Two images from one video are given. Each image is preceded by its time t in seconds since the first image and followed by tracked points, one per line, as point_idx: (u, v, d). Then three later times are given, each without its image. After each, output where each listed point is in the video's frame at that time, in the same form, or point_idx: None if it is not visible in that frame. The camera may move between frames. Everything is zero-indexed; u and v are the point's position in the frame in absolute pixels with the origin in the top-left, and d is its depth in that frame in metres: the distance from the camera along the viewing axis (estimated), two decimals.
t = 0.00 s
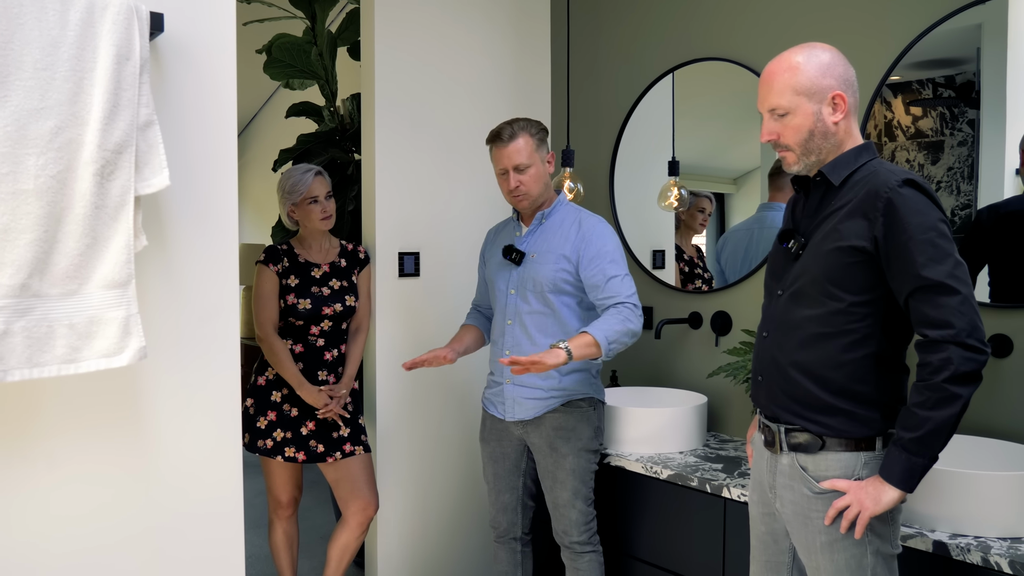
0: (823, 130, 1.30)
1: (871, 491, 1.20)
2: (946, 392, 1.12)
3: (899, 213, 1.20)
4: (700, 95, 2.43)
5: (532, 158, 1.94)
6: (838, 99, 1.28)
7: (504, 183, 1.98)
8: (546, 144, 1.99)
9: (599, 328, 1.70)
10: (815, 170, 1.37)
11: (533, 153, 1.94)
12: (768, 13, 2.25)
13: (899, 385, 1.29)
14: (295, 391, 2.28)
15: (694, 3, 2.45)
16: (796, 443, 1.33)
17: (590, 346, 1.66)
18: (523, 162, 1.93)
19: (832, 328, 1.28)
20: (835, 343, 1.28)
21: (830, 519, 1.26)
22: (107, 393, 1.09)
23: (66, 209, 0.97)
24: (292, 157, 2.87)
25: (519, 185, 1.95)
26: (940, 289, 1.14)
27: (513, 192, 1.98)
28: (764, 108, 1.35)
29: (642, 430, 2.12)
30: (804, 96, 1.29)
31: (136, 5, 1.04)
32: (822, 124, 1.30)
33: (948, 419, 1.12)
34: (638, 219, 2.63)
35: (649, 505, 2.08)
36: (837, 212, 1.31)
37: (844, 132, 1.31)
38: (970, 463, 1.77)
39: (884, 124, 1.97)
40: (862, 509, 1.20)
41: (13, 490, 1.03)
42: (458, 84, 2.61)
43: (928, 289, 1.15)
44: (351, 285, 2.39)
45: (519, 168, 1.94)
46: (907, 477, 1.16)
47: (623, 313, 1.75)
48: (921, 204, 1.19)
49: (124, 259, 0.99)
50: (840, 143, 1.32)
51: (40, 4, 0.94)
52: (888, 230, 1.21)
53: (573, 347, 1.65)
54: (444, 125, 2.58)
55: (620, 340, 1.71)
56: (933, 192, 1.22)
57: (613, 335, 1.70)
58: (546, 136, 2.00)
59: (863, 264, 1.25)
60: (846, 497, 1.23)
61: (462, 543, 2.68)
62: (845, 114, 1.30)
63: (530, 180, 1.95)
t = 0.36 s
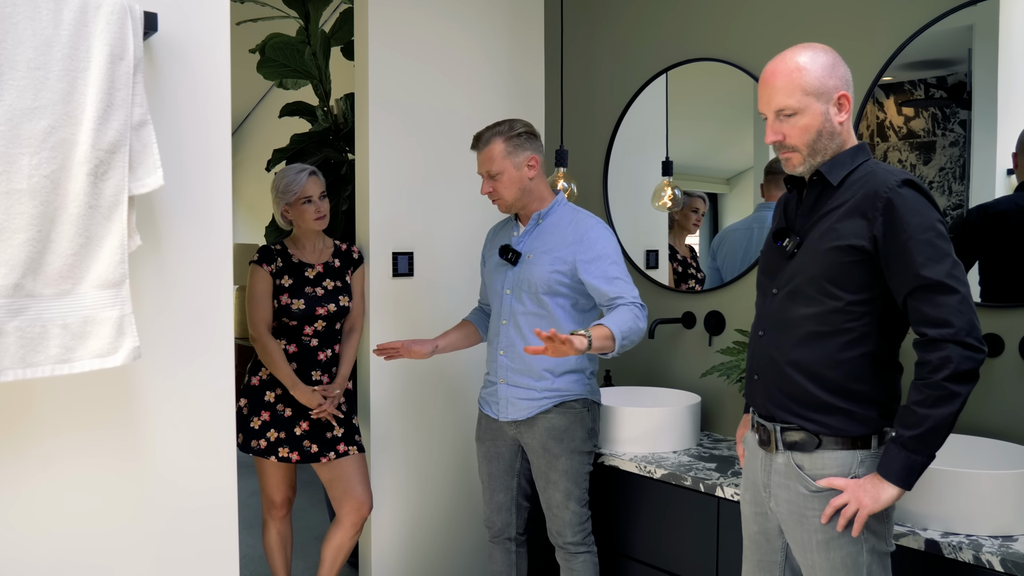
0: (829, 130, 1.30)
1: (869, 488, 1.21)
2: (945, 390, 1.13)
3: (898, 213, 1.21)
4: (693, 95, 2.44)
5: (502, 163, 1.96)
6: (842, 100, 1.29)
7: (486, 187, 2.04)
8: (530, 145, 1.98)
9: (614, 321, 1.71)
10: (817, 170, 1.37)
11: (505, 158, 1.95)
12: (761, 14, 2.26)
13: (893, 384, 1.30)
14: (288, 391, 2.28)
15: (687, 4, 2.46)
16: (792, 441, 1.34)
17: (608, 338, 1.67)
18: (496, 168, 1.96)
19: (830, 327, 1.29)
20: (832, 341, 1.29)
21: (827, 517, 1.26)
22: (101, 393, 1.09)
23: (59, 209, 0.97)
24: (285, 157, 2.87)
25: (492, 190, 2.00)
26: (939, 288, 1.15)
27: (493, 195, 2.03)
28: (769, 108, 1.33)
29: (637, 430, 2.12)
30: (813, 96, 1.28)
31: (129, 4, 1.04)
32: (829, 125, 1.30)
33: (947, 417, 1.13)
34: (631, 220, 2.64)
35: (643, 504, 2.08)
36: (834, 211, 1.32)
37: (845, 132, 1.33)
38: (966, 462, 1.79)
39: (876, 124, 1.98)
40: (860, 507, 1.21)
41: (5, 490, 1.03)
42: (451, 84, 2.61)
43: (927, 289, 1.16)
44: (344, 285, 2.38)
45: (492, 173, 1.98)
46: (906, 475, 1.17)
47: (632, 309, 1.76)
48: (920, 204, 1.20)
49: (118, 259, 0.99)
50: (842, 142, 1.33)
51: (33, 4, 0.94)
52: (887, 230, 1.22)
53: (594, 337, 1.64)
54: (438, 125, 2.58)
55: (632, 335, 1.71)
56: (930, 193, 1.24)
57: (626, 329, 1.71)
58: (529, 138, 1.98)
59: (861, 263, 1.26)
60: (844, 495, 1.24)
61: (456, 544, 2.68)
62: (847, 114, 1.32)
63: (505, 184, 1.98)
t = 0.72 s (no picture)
0: (824, 130, 1.31)
1: (864, 488, 1.21)
2: (940, 389, 1.14)
3: (893, 213, 1.21)
4: (688, 95, 2.45)
5: (490, 172, 1.95)
6: (838, 100, 1.30)
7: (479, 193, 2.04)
8: (517, 148, 1.95)
9: (564, 333, 1.75)
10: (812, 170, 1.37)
11: (492, 166, 1.95)
12: (755, 15, 2.26)
13: (889, 383, 1.31)
14: (284, 391, 2.27)
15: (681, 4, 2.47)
16: (787, 441, 1.34)
17: (547, 351, 1.74)
18: (485, 176, 1.96)
19: (825, 327, 1.29)
20: (827, 341, 1.29)
21: (822, 517, 1.27)
22: (96, 393, 1.09)
23: (53, 209, 0.96)
24: (280, 157, 2.86)
25: (485, 198, 2.02)
26: (933, 288, 1.16)
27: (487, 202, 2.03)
28: (764, 107, 1.33)
29: (634, 429, 2.13)
30: (808, 96, 1.29)
31: (123, 4, 1.03)
32: (824, 124, 1.30)
33: (941, 416, 1.14)
34: (626, 220, 2.64)
35: (639, 504, 2.09)
36: (829, 211, 1.32)
37: (840, 133, 1.33)
38: (960, 461, 1.80)
39: (871, 124, 1.99)
40: (855, 506, 1.21)
41: None
42: (446, 84, 2.61)
43: (922, 288, 1.17)
44: (340, 286, 2.38)
45: (483, 181, 1.98)
46: (901, 474, 1.17)
47: (589, 319, 1.78)
48: (915, 204, 1.21)
49: (113, 259, 0.99)
50: (837, 143, 1.33)
51: (27, 3, 0.94)
52: (882, 229, 1.23)
53: (530, 352, 1.74)
54: (434, 125, 2.58)
55: (584, 347, 1.75)
56: (925, 193, 1.25)
57: (577, 341, 1.75)
58: (518, 141, 1.96)
59: (856, 263, 1.26)
60: (839, 495, 1.24)
61: (453, 544, 2.68)
62: (843, 115, 1.32)
63: (496, 191, 1.98)
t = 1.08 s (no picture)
0: (808, 131, 1.31)
1: (857, 488, 1.21)
2: (933, 389, 1.14)
3: (887, 212, 1.21)
4: (684, 95, 2.45)
5: (496, 172, 1.93)
6: (824, 101, 1.29)
7: (477, 195, 2.01)
8: (517, 148, 1.96)
9: (594, 324, 1.71)
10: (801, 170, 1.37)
11: (496, 166, 1.93)
12: (751, 15, 2.26)
13: (883, 383, 1.31)
14: (279, 391, 2.27)
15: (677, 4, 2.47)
16: (782, 441, 1.34)
17: (587, 343, 1.67)
18: (488, 177, 1.94)
19: (819, 326, 1.29)
20: (822, 341, 1.29)
21: (816, 517, 1.27)
22: (87, 393, 1.09)
23: (43, 208, 0.96)
24: (276, 156, 2.85)
25: (487, 199, 1.98)
26: (928, 287, 1.16)
27: (486, 203, 2.00)
28: (750, 106, 1.35)
29: (630, 429, 2.12)
30: (791, 96, 1.30)
31: (115, 2, 1.03)
32: (808, 125, 1.31)
33: (935, 416, 1.14)
34: (622, 219, 2.64)
35: (635, 504, 2.09)
36: (824, 211, 1.32)
37: (829, 133, 1.32)
38: (955, 461, 1.81)
39: (867, 124, 1.99)
40: (849, 506, 1.21)
41: None
42: (442, 83, 2.61)
43: (916, 288, 1.17)
44: (335, 285, 2.38)
45: (485, 182, 1.95)
46: (894, 474, 1.17)
47: (614, 310, 1.75)
48: (910, 204, 1.21)
49: (103, 258, 0.98)
50: (825, 144, 1.33)
51: (16, 1, 0.93)
52: (876, 229, 1.23)
53: (570, 344, 1.65)
54: (429, 125, 2.58)
55: (614, 337, 1.72)
56: (920, 193, 1.25)
57: (609, 331, 1.71)
58: (515, 141, 1.95)
59: (851, 262, 1.26)
60: (832, 495, 1.24)
61: (448, 544, 2.68)
62: (831, 115, 1.31)
63: (499, 192, 1.96)
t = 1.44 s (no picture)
0: (796, 127, 1.31)
1: (852, 488, 1.20)
2: (928, 389, 1.13)
3: (882, 211, 1.21)
4: (681, 94, 2.44)
5: (493, 161, 1.94)
6: (813, 98, 1.29)
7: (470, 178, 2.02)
8: (521, 146, 1.96)
9: (569, 330, 1.71)
10: (794, 167, 1.37)
11: (495, 156, 1.94)
12: (747, 14, 2.26)
13: (878, 383, 1.30)
14: (273, 391, 2.26)
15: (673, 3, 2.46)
16: (777, 441, 1.34)
17: (559, 348, 1.68)
18: (484, 163, 1.94)
19: (814, 326, 1.28)
20: (816, 340, 1.28)
21: (811, 517, 1.26)
22: (76, 392, 1.08)
23: (31, 205, 0.95)
24: (271, 155, 2.84)
25: (479, 185, 1.99)
26: (923, 287, 1.15)
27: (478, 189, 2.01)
28: (743, 101, 1.37)
29: (627, 429, 2.12)
30: (780, 92, 1.31)
31: None
32: (796, 121, 1.31)
33: (930, 416, 1.13)
34: (618, 218, 2.64)
35: (631, 504, 2.08)
36: (819, 209, 1.31)
37: (820, 130, 1.32)
38: (952, 460, 1.80)
39: (864, 123, 1.98)
40: (843, 506, 1.20)
41: None
42: (437, 82, 2.60)
43: (910, 287, 1.16)
44: (330, 284, 2.37)
45: (480, 168, 1.96)
46: (889, 475, 1.16)
47: (595, 317, 1.75)
48: (905, 203, 1.20)
49: (92, 256, 0.97)
50: (815, 141, 1.33)
51: None
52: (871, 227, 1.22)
53: (541, 348, 1.67)
54: (425, 124, 2.57)
55: (590, 344, 1.71)
56: (915, 191, 1.24)
57: (583, 338, 1.71)
58: (521, 138, 1.96)
59: (846, 261, 1.25)
60: (827, 495, 1.23)
61: (444, 544, 2.67)
62: (821, 113, 1.31)
63: (491, 181, 1.97)
